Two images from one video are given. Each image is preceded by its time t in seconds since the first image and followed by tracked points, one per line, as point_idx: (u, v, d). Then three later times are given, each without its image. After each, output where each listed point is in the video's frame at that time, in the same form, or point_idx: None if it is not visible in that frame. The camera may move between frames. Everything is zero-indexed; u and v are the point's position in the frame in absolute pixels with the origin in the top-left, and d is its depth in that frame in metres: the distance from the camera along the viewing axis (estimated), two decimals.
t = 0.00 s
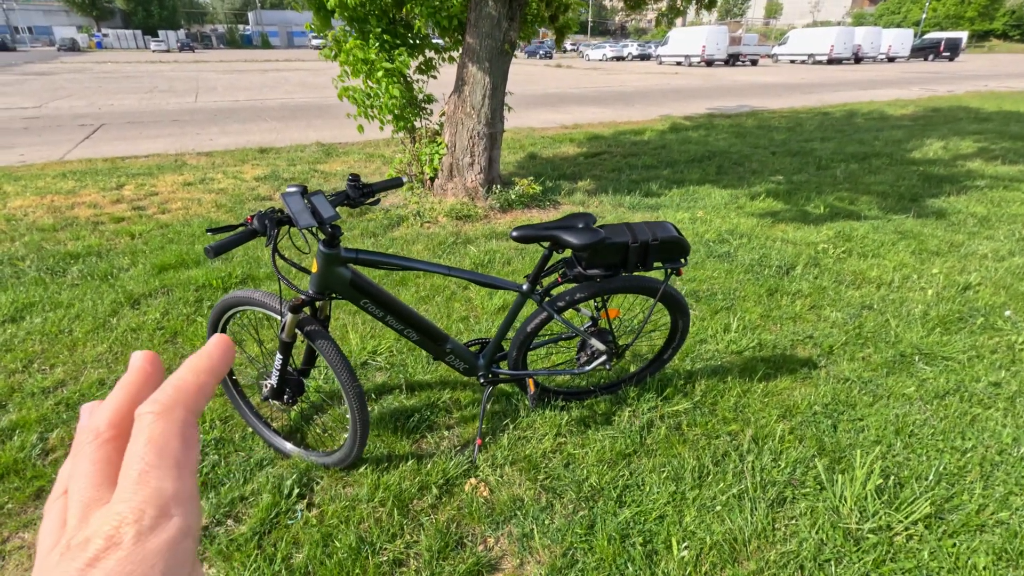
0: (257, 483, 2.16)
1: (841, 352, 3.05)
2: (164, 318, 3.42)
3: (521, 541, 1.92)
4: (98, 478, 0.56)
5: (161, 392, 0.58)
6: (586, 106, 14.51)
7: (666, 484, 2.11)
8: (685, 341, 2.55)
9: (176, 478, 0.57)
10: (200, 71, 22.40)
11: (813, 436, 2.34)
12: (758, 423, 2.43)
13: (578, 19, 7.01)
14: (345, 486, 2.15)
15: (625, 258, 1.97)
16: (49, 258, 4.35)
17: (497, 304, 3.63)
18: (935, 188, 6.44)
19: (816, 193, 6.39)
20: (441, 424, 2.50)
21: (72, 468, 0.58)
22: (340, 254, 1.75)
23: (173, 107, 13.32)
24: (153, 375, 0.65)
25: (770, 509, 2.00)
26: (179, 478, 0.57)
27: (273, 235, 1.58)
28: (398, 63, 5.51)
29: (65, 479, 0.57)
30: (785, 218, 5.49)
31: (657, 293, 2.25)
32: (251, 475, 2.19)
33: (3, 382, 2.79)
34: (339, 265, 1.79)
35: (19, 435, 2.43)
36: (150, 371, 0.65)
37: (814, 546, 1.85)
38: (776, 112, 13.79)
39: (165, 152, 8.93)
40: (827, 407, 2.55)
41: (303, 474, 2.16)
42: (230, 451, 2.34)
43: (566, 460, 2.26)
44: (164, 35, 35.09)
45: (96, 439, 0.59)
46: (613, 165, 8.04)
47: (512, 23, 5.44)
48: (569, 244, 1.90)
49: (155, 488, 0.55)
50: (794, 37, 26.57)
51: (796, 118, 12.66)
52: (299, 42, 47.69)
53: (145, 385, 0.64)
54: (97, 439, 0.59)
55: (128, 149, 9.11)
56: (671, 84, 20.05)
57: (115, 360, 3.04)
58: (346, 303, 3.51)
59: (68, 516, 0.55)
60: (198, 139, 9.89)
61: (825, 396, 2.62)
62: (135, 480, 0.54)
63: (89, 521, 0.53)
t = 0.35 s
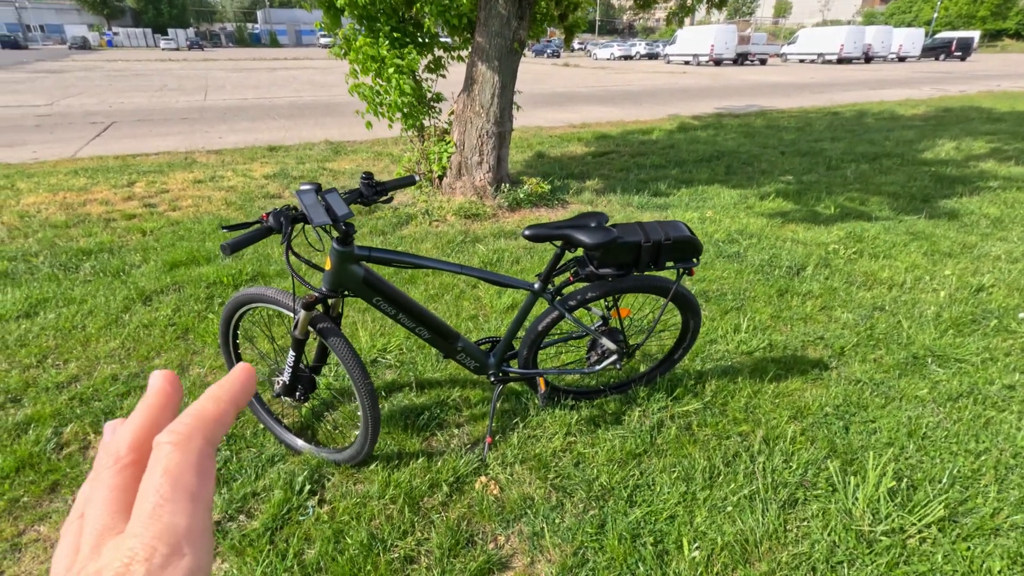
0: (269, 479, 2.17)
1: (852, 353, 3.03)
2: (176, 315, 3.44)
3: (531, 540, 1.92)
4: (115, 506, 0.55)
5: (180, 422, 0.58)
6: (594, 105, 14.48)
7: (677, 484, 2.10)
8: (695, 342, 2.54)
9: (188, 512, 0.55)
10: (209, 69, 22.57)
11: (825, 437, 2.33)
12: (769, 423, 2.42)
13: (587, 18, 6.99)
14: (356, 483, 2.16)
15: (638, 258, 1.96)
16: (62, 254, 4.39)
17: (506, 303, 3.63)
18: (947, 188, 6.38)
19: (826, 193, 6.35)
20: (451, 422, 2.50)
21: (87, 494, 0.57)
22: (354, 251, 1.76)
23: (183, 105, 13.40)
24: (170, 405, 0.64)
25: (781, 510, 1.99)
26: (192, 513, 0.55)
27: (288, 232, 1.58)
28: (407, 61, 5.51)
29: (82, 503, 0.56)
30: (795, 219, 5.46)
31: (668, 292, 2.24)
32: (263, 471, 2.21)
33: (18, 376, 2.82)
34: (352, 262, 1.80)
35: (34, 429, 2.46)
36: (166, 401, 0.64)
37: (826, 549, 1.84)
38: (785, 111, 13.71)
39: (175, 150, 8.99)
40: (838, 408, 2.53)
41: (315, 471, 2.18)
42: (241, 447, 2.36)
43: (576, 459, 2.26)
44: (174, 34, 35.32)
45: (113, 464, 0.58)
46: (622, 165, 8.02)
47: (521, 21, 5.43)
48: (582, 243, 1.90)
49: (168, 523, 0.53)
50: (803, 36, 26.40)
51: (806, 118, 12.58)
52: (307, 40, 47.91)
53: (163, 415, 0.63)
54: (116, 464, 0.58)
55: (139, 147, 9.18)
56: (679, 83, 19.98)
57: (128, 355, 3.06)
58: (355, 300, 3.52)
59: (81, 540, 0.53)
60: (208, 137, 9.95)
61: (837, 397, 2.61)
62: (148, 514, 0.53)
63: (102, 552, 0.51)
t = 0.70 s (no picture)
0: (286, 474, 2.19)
1: (866, 354, 3.01)
2: (191, 311, 3.47)
3: (547, 537, 1.94)
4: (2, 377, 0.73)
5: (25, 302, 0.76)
6: (603, 104, 14.45)
7: (692, 484, 2.11)
8: (710, 342, 2.54)
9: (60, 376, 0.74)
10: (219, 67, 22.70)
11: (840, 438, 2.33)
12: (784, 424, 2.42)
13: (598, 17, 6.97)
14: (372, 479, 2.17)
15: (655, 258, 1.96)
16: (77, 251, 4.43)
17: (518, 302, 3.63)
18: (961, 189, 6.33)
19: (838, 193, 6.31)
20: (465, 420, 2.51)
21: None
22: (374, 250, 1.78)
23: (194, 102, 13.49)
24: (94, 231, 0.80)
25: (797, 511, 1.99)
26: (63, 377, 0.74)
27: (311, 231, 1.60)
28: (419, 60, 5.52)
29: None
30: (807, 219, 5.43)
31: (683, 292, 2.24)
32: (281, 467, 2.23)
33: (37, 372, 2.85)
34: (372, 261, 1.81)
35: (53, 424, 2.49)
36: (97, 226, 0.81)
37: (843, 550, 1.84)
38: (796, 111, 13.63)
39: (186, 147, 9.05)
40: (853, 409, 2.52)
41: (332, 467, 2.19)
42: (258, 443, 2.38)
43: (590, 458, 2.26)
44: (185, 32, 35.53)
45: None
46: (631, 164, 8.00)
47: (533, 20, 5.42)
48: (599, 243, 1.90)
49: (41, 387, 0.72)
50: (814, 34, 26.23)
51: (817, 117, 12.51)
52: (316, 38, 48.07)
53: (91, 236, 0.80)
54: None
55: (151, 144, 9.24)
56: (689, 82, 19.91)
57: (144, 351, 3.09)
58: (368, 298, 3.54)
59: None
60: (219, 135, 10.01)
61: (851, 398, 2.60)
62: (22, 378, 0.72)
63: None
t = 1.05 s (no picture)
0: (303, 468, 2.21)
1: (882, 354, 2.99)
2: (205, 307, 3.50)
3: (564, 534, 1.94)
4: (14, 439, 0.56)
5: (69, 346, 0.60)
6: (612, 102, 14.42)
7: (709, 482, 2.10)
8: (725, 340, 2.54)
9: (89, 439, 0.58)
10: (228, 65, 22.84)
11: (857, 438, 2.32)
12: (799, 423, 2.41)
13: (608, 14, 6.95)
14: (388, 474, 2.18)
15: (673, 255, 1.96)
16: (93, 246, 4.47)
17: (530, 299, 3.64)
18: (975, 189, 6.27)
19: (850, 192, 6.27)
20: (479, 416, 2.52)
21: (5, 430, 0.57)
22: (394, 246, 1.78)
23: (204, 100, 13.57)
24: (127, 327, 0.63)
25: (814, 510, 1.98)
26: (95, 440, 0.59)
27: (333, 226, 1.61)
28: (430, 58, 5.52)
29: None
30: (819, 218, 5.40)
31: (700, 290, 2.24)
32: (297, 461, 2.24)
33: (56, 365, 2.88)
34: (391, 257, 1.82)
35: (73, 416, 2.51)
36: (129, 322, 0.63)
37: (861, 549, 1.83)
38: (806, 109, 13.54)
39: (197, 144, 9.10)
40: (870, 409, 2.51)
41: (348, 462, 2.20)
42: (275, 437, 2.39)
43: (605, 455, 2.26)
44: (194, 30, 35.75)
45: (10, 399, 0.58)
46: (641, 162, 7.98)
47: (545, 18, 5.41)
48: (618, 239, 1.90)
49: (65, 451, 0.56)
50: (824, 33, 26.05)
51: (827, 116, 12.43)
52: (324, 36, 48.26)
53: (122, 333, 0.63)
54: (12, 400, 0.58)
55: (162, 141, 9.31)
56: (697, 80, 19.83)
57: (160, 346, 3.12)
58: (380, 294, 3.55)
59: None
60: (229, 132, 10.06)
61: (867, 398, 2.58)
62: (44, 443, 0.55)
63: None
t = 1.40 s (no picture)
0: (315, 464, 2.22)
1: (894, 354, 2.97)
2: (216, 303, 3.52)
3: (575, 531, 1.94)
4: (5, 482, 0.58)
5: (59, 393, 0.63)
6: (620, 100, 14.39)
7: (721, 481, 2.10)
8: (737, 339, 2.53)
9: (78, 485, 0.61)
10: (236, 63, 22.94)
11: (870, 438, 2.30)
12: (812, 423, 2.40)
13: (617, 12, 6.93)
14: (400, 471, 2.19)
15: (687, 253, 1.95)
16: (105, 242, 4.50)
17: (540, 297, 3.63)
18: (988, 188, 6.21)
19: (861, 191, 6.22)
20: (490, 414, 2.52)
21: None
22: (408, 242, 1.79)
23: (214, 98, 13.64)
24: (118, 372, 0.66)
25: (827, 510, 1.98)
26: (85, 485, 0.62)
27: (349, 222, 1.62)
28: (439, 56, 5.52)
29: None
30: (829, 217, 5.36)
31: (712, 288, 2.23)
32: (310, 457, 2.25)
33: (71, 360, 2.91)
34: (405, 253, 1.83)
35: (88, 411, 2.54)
36: (119, 367, 0.67)
37: (876, 549, 1.82)
38: (816, 107, 13.45)
39: (206, 142, 9.15)
40: (883, 409, 2.49)
41: (360, 458, 2.21)
42: (287, 433, 2.41)
43: (616, 453, 2.26)
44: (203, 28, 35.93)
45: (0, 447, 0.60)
46: (650, 160, 7.96)
47: (554, 16, 5.39)
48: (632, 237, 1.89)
49: (58, 496, 0.59)
50: (834, 31, 25.86)
51: (837, 114, 12.33)
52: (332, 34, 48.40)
53: (113, 379, 0.66)
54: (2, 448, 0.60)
55: (172, 139, 9.36)
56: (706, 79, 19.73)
57: (173, 342, 3.14)
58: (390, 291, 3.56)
59: None
60: (238, 130, 10.10)
61: (880, 398, 2.57)
62: (36, 489, 0.57)
63: None
